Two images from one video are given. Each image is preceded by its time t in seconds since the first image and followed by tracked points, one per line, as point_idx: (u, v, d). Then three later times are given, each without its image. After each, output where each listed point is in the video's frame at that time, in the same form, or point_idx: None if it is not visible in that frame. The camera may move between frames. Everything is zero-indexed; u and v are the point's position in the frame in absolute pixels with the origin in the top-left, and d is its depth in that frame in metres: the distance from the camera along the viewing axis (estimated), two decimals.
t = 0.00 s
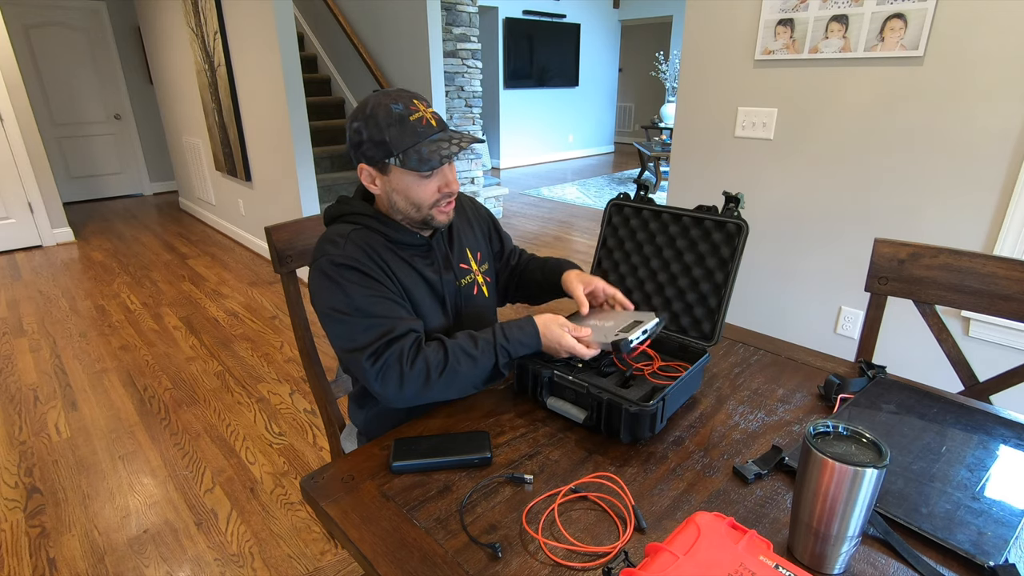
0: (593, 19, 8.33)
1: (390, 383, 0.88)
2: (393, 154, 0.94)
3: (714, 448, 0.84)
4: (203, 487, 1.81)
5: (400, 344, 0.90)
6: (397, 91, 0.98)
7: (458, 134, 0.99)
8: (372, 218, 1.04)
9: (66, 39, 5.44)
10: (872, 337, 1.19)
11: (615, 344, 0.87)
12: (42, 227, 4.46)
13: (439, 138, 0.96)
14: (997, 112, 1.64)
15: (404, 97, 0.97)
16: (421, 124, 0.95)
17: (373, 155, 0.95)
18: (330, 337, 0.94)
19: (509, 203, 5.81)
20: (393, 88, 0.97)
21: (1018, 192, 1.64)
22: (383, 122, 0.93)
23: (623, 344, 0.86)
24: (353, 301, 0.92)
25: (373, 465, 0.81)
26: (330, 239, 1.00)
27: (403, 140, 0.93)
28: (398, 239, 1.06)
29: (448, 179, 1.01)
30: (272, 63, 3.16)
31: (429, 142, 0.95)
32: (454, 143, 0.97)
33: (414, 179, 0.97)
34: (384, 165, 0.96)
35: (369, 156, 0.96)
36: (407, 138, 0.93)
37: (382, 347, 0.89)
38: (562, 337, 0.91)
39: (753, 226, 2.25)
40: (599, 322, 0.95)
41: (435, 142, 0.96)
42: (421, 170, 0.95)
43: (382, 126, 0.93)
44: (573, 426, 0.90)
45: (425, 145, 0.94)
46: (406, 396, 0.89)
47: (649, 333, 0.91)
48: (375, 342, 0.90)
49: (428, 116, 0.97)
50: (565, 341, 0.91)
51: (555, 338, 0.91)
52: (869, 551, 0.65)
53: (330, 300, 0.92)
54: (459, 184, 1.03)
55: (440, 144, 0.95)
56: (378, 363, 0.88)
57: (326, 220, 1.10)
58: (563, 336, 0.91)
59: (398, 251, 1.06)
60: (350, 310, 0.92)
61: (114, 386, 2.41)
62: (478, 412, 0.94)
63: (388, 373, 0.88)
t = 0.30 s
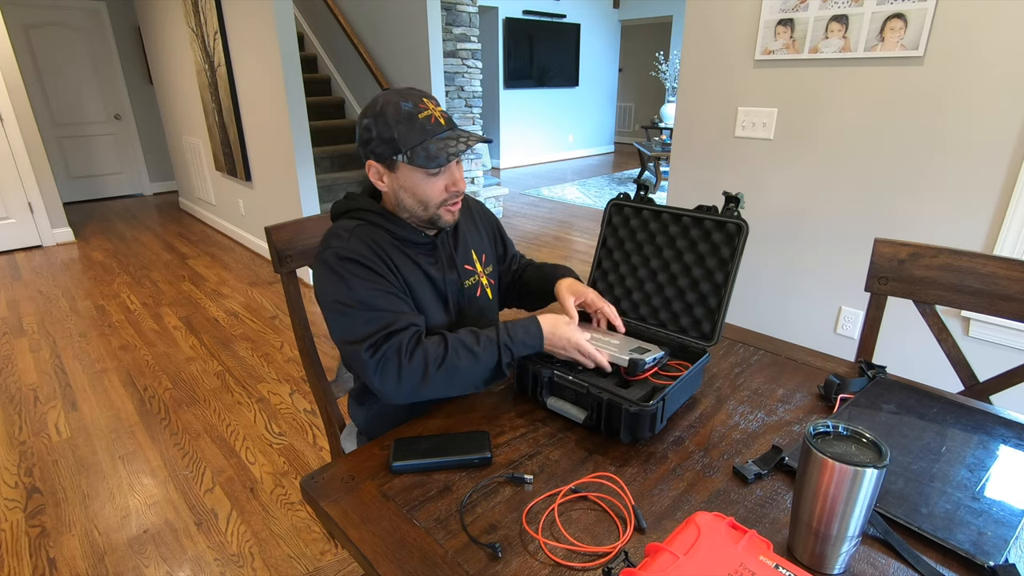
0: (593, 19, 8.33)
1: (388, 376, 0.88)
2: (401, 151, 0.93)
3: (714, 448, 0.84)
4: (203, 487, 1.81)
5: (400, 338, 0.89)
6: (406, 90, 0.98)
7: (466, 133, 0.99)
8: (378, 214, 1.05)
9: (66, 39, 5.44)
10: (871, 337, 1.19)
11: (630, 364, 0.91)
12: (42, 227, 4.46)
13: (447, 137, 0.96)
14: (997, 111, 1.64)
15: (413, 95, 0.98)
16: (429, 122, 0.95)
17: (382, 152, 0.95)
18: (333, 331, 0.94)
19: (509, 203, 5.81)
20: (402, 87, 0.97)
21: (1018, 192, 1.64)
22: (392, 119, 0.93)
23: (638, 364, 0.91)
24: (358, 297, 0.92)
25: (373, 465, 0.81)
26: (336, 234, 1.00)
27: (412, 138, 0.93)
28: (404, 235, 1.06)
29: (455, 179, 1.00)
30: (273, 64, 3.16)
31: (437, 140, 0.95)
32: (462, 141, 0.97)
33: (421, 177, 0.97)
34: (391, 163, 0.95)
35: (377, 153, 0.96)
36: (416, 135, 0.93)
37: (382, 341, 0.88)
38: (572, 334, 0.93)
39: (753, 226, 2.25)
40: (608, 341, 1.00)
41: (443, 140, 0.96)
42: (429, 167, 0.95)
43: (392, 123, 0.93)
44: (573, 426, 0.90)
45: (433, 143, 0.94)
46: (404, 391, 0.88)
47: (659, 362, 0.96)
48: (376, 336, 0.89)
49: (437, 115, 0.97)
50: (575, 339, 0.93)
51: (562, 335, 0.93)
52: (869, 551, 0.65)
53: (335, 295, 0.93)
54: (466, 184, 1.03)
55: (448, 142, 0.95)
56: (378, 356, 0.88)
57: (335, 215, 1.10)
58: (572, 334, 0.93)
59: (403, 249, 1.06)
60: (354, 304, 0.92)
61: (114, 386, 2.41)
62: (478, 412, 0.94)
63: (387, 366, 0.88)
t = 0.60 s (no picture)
0: (593, 19, 8.33)
1: (366, 376, 0.88)
2: (415, 151, 0.94)
3: (714, 448, 0.84)
4: (203, 487, 1.81)
5: (377, 333, 0.90)
6: (424, 91, 0.98)
7: (480, 138, 0.99)
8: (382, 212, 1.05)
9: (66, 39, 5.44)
10: (871, 337, 1.19)
11: (630, 371, 0.91)
12: (42, 227, 4.46)
13: (462, 140, 0.96)
14: (997, 111, 1.64)
15: (431, 96, 0.98)
16: (445, 124, 0.96)
17: (395, 150, 0.95)
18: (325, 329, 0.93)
19: (509, 203, 5.81)
20: (420, 87, 0.98)
21: (1018, 191, 1.64)
22: (409, 119, 0.93)
23: (638, 371, 0.91)
24: (357, 296, 0.93)
25: (373, 465, 0.81)
26: (338, 232, 1.01)
27: (427, 138, 0.93)
28: (407, 236, 1.06)
29: (467, 182, 1.01)
30: (273, 63, 3.15)
31: (452, 143, 0.95)
32: (475, 146, 0.97)
33: (433, 178, 0.97)
34: (405, 161, 0.96)
35: (390, 151, 0.96)
36: (431, 136, 0.94)
37: (360, 337, 0.89)
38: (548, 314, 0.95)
39: (754, 226, 2.25)
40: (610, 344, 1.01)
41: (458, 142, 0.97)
42: (441, 169, 0.95)
43: (408, 122, 0.93)
44: (572, 426, 0.90)
45: (448, 145, 0.94)
46: (383, 389, 0.88)
47: (660, 364, 0.96)
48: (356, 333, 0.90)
49: (453, 117, 0.98)
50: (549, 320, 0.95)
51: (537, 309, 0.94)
52: (869, 551, 0.65)
53: (334, 292, 0.92)
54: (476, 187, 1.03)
55: (462, 145, 0.96)
56: (356, 353, 0.88)
57: (342, 212, 1.11)
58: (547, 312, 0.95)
59: (407, 250, 1.07)
60: (350, 303, 0.92)
61: (114, 386, 2.41)
62: (477, 412, 0.94)
63: (364, 364, 0.88)
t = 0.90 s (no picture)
0: (593, 19, 8.33)
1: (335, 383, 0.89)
2: (401, 149, 0.94)
3: (714, 448, 0.84)
4: (203, 487, 1.81)
5: (348, 343, 0.90)
6: (430, 95, 1.00)
7: (469, 146, 0.97)
8: (380, 215, 1.06)
9: (66, 40, 5.44)
10: (871, 337, 1.19)
11: (629, 374, 0.92)
12: (42, 227, 4.46)
13: (449, 144, 0.95)
14: (997, 111, 1.64)
15: (432, 99, 0.99)
16: (435, 126, 0.95)
17: (388, 147, 0.97)
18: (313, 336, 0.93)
19: (509, 203, 5.81)
20: (423, 89, 0.99)
21: (1018, 191, 1.64)
22: (402, 118, 0.95)
23: (636, 374, 0.91)
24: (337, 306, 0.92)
25: (373, 465, 0.81)
26: (337, 237, 1.02)
27: (415, 138, 0.94)
28: (407, 239, 1.07)
29: (455, 187, 0.99)
30: (272, 63, 3.15)
31: (437, 145, 0.94)
32: (459, 152, 0.95)
33: (417, 179, 0.96)
34: (393, 160, 0.97)
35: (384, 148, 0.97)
36: (418, 136, 0.94)
37: (330, 347, 0.89)
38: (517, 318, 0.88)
39: (754, 226, 2.25)
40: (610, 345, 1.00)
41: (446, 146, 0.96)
42: (421, 170, 0.94)
43: (400, 122, 0.94)
44: (573, 426, 0.90)
45: (431, 147, 0.94)
46: (349, 399, 0.88)
47: (660, 364, 0.97)
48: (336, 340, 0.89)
49: (447, 121, 0.97)
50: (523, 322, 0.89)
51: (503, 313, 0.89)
52: (869, 551, 0.65)
53: (322, 301, 0.92)
54: (465, 196, 1.01)
55: (446, 150, 0.95)
56: (327, 362, 0.89)
57: (343, 214, 1.12)
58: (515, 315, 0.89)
59: (407, 253, 1.07)
60: (331, 314, 0.92)
61: (114, 386, 2.41)
62: (477, 412, 0.94)
63: (332, 373, 0.88)
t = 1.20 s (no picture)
0: (593, 19, 8.33)
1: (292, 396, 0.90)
2: (394, 146, 0.95)
3: (714, 448, 0.84)
4: (203, 487, 1.81)
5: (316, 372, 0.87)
6: (433, 95, 1.00)
7: (461, 146, 0.96)
8: (376, 224, 1.07)
9: (66, 40, 5.44)
10: (871, 337, 1.19)
11: (629, 372, 0.91)
12: (42, 227, 4.46)
13: (441, 144, 0.95)
14: (997, 111, 1.64)
15: (431, 98, 0.99)
16: (428, 125, 0.95)
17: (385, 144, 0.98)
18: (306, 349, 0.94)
19: (509, 203, 5.81)
20: (424, 89, 0.99)
21: (1018, 191, 1.64)
22: (398, 116, 0.96)
23: (636, 372, 0.91)
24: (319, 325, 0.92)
25: (373, 465, 0.81)
26: (333, 248, 1.04)
27: (408, 136, 0.94)
28: (403, 246, 1.07)
29: (446, 189, 0.98)
30: (272, 64, 3.15)
31: (429, 144, 0.94)
32: (448, 151, 0.94)
33: (407, 178, 0.97)
34: (389, 157, 0.98)
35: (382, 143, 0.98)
36: (410, 133, 0.94)
37: (296, 363, 0.89)
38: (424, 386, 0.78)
39: (754, 226, 2.25)
40: (609, 345, 1.00)
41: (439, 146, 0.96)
42: (411, 168, 0.94)
43: (396, 120, 0.95)
44: (572, 426, 0.90)
45: (421, 145, 0.94)
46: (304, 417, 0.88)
47: (660, 364, 0.97)
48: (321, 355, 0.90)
49: (442, 120, 0.97)
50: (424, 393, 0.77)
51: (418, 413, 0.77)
52: (869, 551, 0.65)
53: (311, 316, 0.93)
54: (458, 196, 1.00)
55: (436, 148, 0.94)
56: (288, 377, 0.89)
57: (344, 220, 1.14)
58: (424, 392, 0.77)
59: (404, 259, 1.08)
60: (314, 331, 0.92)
61: (114, 386, 2.41)
62: (476, 412, 0.94)
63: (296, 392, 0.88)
